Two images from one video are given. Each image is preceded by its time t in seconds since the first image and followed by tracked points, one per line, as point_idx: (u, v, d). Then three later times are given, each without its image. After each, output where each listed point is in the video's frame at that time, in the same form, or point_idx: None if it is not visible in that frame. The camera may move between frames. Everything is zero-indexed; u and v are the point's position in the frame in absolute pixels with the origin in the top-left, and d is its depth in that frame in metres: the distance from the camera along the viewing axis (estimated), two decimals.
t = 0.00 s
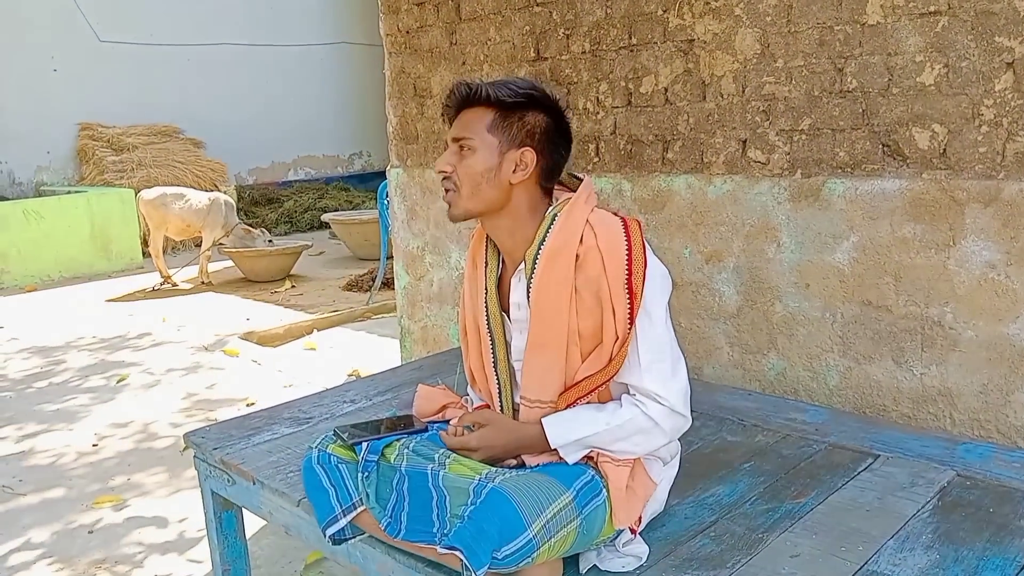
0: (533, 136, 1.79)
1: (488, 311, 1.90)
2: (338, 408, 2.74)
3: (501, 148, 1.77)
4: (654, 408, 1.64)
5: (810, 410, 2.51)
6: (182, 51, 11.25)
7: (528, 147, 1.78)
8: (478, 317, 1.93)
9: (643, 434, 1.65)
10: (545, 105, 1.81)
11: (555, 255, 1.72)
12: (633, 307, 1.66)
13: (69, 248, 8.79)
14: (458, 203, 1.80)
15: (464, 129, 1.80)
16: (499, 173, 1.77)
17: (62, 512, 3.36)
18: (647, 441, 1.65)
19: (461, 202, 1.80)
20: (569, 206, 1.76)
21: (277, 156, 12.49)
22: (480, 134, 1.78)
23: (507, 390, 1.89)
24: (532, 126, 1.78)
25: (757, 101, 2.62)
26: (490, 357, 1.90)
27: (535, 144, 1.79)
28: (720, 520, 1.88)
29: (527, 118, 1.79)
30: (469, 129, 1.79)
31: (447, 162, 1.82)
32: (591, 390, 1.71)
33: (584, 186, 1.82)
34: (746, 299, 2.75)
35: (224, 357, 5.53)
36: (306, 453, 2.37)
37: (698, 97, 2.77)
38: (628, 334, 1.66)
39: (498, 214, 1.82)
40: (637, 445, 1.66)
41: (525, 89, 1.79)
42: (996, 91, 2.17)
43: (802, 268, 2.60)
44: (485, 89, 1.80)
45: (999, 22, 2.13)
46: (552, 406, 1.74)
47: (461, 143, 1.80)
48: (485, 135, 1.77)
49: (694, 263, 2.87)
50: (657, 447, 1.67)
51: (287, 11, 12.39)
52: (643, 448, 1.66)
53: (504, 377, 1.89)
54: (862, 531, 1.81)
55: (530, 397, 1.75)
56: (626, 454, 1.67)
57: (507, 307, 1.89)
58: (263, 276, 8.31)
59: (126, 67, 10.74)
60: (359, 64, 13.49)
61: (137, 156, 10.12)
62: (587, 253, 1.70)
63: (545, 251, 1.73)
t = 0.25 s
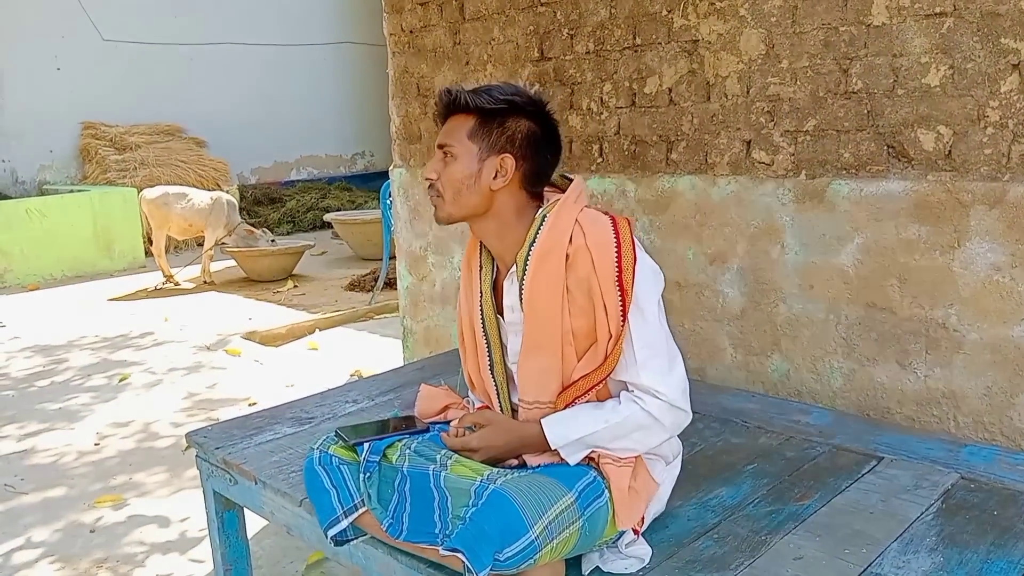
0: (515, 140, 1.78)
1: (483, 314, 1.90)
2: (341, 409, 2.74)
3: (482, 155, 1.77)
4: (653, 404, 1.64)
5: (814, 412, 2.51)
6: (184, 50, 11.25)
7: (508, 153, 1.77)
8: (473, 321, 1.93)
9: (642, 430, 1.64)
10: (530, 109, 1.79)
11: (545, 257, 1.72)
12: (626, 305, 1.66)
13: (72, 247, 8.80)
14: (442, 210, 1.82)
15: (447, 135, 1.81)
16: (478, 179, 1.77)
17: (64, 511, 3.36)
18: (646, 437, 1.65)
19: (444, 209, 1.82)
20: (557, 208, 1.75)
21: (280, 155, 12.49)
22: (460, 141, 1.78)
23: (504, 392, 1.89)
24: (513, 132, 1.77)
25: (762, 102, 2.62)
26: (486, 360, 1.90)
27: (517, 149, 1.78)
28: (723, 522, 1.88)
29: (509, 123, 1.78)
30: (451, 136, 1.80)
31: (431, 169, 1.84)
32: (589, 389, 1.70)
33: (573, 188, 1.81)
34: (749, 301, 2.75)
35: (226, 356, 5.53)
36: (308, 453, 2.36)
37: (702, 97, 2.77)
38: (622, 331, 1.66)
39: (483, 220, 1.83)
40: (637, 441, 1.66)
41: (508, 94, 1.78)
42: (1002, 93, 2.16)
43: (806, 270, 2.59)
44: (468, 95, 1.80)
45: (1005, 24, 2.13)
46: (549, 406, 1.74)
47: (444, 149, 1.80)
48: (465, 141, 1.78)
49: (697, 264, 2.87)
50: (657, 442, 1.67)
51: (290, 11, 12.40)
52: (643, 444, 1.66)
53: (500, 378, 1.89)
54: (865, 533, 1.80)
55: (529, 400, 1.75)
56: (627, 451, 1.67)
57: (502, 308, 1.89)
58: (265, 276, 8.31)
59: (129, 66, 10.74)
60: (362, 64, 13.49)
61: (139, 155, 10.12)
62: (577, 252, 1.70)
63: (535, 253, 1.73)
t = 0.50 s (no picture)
0: (499, 141, 1.77)
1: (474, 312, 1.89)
2: (337, 407, 2.73)
3: (465, 155, 1.78)
4: (646, 394, 1.63)
5: (809, 410, 2.51)
6: (180, 48, 11.23)
7: (490, 154, 1.77)
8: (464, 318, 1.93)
9: (636, 421, 1.64)
10: (517, 111, 1.78)
11: (530, 252, 1.71)
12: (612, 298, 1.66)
13: (67, 246, 8.78)
14: (426, 208, 1.84)
15: (434, 133, 1.82)
16: (460, 179, 1.78)
17: (59, 510, 3.36)
18: (640, 428, 1.64)
19: (428, 206, 1.83)
20: (541, 205, 1.75)
21: (276, 154, 12.48)
22: (444, 139, 1.79)
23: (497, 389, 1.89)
24: (497, 132, 1.77)
25: (758, 100, 2.62)
26: (477, 358, 1.90)
27: (501, 150, 1.78)
28: (719, 520, 1.88)
29: (495, 123, 1.78)
30: (437, 134, 1.81)
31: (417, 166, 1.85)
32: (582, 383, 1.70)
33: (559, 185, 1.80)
34: (745, 299, 2.75)
35: (222, 355, 5.52)
36: (304, 451, 2.36)
37: (698, 96, 2.77)
38: (609, 322, 1.66)
39: (466, 218, 1.83)
40: (631, 433, 1.65)
41: (495, 95, 1.77)
42: (997, 91, 2.16)
43: (802, 268, 2.59)
44: (455, 94, 1.80)
45: (1001, 22, 2.13)
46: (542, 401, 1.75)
47: (429, 147, 1.81)
48: (449, 141, 1.79)
49: (694, 262, 2.87)
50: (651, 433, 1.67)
51: (287, 9, 12.38)
52: (638, 435, 1.66)
53: (493, 376, 1.89)
54: (861, 531, 1.80)
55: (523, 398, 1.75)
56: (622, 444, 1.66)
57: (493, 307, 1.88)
58: (261, 274, 8.30)
59: (124, 64, 10.71)
60: (358, 63, 13.48)
61: (135, 154, 10.10)
62: (563, 246, 1.69)
63: (521, 249, 1.72)
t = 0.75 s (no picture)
0: (491, 142, 1.78)
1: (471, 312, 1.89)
2: (335, 407, 2.73)
3: (458, 157, 1.78)
4: (643, 388, 1.63)
5: (808, 410, 2.51)
6: (178, 48, 11.22)
7: (483, 155, 1.77)
8: (461, 319, 1.92)
9: (633, 416, 1.63)
10: (508, 112, 1.78)
11: (524, 250, 1.71)
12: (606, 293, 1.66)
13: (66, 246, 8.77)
14: (420, 209, 1.84)
15: (426, 134, 1.82)
16: (453, 181, 1.78)
17: (58, 511, 3.35)
18: (638, 423, 1.64)
19: (422, 207, 1.84)
20: (534, 203, 1.74)
21: (275, 153, 12.47)
22: (436, 141, 1.79)
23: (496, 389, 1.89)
24: (489, 134, 1.77)
25: (756, 100, 2.62)
26: (475, 358, 1.90)
27: (493, 151, 1.78)
28: (717, 520, 1.88)
29: (487, 125, 1.78)
30: (430, 136, 1.81)
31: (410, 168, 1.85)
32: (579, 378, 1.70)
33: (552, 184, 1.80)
34: (743, 299, 2.75)
35: (221, 355, 5.52)
36: (302, 452, 2.36)
37: (696, 95, 2.77)
38: (604, 317, 1.66)
39: (460, 220, 1.84)
40: (629, 428, 1.65)
41: (486, 96, 1.77)
42: (995, 91, 2.16)
43: (800, 267, 2.59)
44: (445, 96, 1.80)
45: (998, 22, 2.13)
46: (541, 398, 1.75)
47: (422, 149, 1.82)
48: (442, 143, 1.79)
49: (692, 262, 2.87)
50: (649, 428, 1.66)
51: (285, 9, 12.37)
52: (635, 431, 1.65)
53: (490, 375, 1.89)
54: (859, 531, 1.80)
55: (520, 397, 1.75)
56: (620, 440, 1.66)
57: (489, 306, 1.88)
58: (260, 274, 8.30)
59: (122, 63, 10.70)
60: (356, 62, 13.47)
61: (133, 154, 10.09)
62: (557, 243, 1.69)
63: (515, 247, 1.72)
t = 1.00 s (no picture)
0: (491, 144, 1.78)
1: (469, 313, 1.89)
2: (336, 408, 2.74)
3: (457, 159, 1.78)
4: (643, 386, 1.63)
5: (809, 412, 2.51)
6: (180, 49, 11.24)
7: (483, 157, 1.78)
8: (461, 321, 1.93)
9: (633, 414, 1.64)
10: (507, 113, 1.79)
11: (524, 250, 1.71)
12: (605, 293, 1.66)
13: (67, 247, 8.78)
14: (421, 212, 1.84)
15: (424, 138, 1.81)
16: (454, 183, 1.78)
17: (59, 512, 3.36)
18: (637, 421, 1.65)
19: (422, 210, 1.84)
20: (532, 202, 1.74)
21: (276, 155, 12.48)
22: (435, 144, 1.79)
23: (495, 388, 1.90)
24: (489, 136, 1.77)
25: (757, 102, 2.62)
26: (474, 359, 1.91)
27: (493, 152, 1.78)
28: (718, 521, 1.88)
29: (486, 127, 1.78)
30: (428, 139, 1.81)
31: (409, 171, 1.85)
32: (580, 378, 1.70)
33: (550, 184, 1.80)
34: (744, 300, 2.75)
35: (222, 356, 5.52)
36: (303, 453, 2.36)
37: (697, 97, 2.77)
38: (603, 315, 1.66)
39: (460, 221, 1.84)
40: (629, 426, 1.65)
41: (484, 98, 1.77)
42: (997, 92, 2.16)
43: (801, 269, 2.59)
44: (442, 99, 1.79)
45: (999, 24, 2.13)
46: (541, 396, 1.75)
47: (420, 153, 1.82)
48: (441, 146, 1.79)
49: (693, 264, 2.87)
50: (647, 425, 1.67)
51: (287, 10, 12.38)
52: (635, 429, 1.66)
53: (490, 376, 1.89)
54: (860, 532, 1.80)
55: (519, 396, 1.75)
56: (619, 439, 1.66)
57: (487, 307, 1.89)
58: (261, 275, 8.30)
59: (124, 65, 10.72)
60: (358, 64, 13.48)
61: (135, 155, 10.10)
62: (555, 242, 1.70)
63: (514, 246, 1.72)
